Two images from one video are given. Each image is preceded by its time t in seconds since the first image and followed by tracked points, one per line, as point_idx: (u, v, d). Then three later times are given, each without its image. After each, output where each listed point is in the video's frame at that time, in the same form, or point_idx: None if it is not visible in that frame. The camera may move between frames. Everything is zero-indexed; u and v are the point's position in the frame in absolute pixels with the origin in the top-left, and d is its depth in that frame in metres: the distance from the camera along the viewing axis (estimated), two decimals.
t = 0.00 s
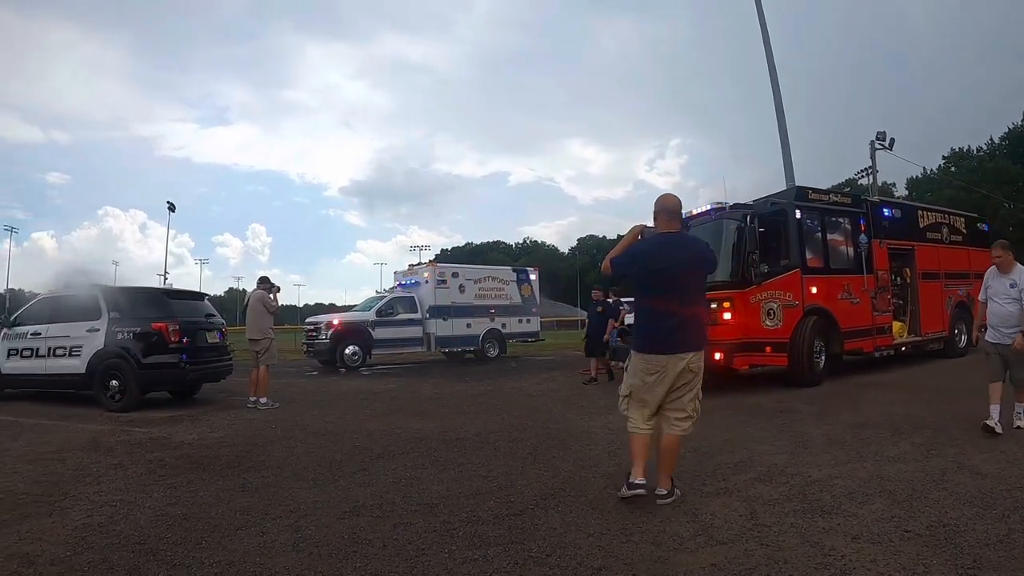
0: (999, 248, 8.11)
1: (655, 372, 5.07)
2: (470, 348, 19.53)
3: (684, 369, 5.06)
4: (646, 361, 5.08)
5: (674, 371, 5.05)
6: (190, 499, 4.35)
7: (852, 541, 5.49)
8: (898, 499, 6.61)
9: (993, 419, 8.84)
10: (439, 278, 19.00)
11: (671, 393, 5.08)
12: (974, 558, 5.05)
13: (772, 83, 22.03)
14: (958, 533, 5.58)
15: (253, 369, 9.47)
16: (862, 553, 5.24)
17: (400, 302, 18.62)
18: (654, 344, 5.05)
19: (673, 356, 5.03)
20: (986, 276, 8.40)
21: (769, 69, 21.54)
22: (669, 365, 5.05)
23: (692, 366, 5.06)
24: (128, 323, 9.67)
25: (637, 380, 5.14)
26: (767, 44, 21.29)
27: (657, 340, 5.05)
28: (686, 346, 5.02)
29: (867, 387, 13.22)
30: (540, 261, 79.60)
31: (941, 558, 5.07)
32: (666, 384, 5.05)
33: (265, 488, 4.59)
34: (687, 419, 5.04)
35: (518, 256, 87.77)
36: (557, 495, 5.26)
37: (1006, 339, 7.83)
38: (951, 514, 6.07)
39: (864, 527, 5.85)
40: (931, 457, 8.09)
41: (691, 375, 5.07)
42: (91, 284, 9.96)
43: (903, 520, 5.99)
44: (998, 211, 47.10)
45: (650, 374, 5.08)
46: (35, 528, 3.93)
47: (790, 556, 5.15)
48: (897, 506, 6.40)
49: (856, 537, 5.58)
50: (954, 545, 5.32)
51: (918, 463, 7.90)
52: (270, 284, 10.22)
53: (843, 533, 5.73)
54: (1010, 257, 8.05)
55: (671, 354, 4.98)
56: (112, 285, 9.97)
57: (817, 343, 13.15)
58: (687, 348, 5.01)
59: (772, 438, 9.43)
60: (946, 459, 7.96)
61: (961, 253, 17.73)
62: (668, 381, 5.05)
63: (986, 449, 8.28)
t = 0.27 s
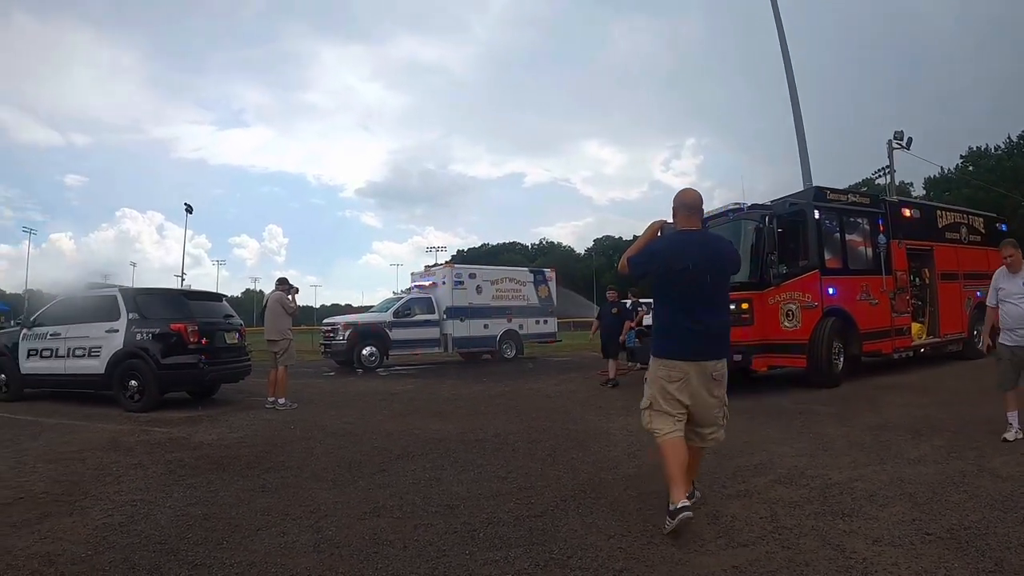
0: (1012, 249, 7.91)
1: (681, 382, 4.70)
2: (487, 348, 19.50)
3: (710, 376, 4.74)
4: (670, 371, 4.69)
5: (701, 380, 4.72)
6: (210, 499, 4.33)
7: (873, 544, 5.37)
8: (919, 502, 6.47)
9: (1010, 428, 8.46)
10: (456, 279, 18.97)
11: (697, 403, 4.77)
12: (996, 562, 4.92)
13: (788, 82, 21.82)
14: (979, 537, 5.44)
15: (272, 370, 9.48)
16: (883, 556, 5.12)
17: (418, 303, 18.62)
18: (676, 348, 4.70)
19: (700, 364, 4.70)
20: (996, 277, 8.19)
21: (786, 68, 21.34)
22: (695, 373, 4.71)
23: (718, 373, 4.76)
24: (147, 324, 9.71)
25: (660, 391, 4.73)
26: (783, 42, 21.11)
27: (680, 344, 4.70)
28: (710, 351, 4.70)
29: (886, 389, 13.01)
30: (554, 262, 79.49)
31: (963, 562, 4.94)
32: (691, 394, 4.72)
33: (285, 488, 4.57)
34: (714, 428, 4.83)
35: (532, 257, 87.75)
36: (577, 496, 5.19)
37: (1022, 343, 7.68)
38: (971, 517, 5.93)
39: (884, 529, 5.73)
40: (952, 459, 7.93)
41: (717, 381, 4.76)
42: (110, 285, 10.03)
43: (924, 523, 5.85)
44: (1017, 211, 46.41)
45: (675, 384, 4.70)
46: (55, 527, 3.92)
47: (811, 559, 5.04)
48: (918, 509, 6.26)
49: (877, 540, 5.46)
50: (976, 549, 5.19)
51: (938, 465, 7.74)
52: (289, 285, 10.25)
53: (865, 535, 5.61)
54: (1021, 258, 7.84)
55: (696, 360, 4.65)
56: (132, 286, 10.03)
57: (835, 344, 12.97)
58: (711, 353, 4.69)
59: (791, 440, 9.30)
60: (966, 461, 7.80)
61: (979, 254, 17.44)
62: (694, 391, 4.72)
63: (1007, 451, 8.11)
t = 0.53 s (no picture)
0: None
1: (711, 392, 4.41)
2: (505, 351, 19.43)
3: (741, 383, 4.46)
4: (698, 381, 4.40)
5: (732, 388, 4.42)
6: (230, 502, 4.29)
7: (897, 549, 5.23)
8: (943, 506, 6.31)
9: None
10: (474, 281, 18.93)
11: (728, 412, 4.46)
12: (1022, 568, 4.77)
13: (805, 82, 21.62)
14: (1005, 542, 5.29)
15: (291, 373, 9.48)
16: (908, 561, 4.98)
17: (435, 305, 18.60)
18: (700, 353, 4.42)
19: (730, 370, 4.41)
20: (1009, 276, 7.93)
21: (802, 68, 21.14)
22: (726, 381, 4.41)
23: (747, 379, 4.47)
24: (166, 326, 9.74)
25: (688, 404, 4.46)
26: (799, 42, 20.92)
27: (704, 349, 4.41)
28: (738, 356, 4.40)
29: (907, 392, 12.78)
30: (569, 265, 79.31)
31: (988, 567, 4.80)
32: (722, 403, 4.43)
33: (306, 492, 4.52)
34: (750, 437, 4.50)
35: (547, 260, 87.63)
36: (599, 500, 5.08)
37: None
38: (996, 522, 5.77)
39: (907, 534, 5.58)
40: (974, 462, 7.75)
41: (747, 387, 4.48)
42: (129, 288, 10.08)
43: (948, 528, 5.70)
44: None
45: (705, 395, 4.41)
46: (76, 530, 3.90)
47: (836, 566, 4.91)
48: (942, 513, 6.10)
49: (902, 545, 5.32)
50: (1001, 554, 5.04)
51: (960, 468, 7.57)
52: (308, 288, 10.25)
53: (889, 540, 5.47)
54: None
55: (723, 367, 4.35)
56: (151, 288, 10.07)
57: (855, 346, 12.77)
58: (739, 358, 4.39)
59: (812, 443, 9.14)
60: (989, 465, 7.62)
61: (998, 254, 17.14)
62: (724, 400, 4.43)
63: None
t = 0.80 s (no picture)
0: None
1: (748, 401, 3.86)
2: (522, 353, 19.31)
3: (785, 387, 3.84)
4: (733, 389, 3.86)
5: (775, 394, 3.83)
6: (247, 507, 4.20)
7: (930, 557, 5.04)
8: (974, 512, 6.09)
9: None
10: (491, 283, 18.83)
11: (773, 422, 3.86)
12: None
13: (823, 81, 21.35)
14: None
15: (309, 375, 9.40)
16: (942, 570, 4.78)
17: (452, 307, 18.53)
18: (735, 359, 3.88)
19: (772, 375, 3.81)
20: None
21: (820, 66, 20.88)
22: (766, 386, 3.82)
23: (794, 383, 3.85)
24: (183, 329, 9.72)
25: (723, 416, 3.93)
26: (816, 40, 20.66)
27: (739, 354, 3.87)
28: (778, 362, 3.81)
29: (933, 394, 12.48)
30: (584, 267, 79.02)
31: None
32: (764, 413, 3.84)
33: (324, 497, 4.42)
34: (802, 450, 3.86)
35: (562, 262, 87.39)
36: (623, 506, 4.93)
37: None
38: None
39: (943, 541, 5.38)
40: (1004, 467, 7.49)
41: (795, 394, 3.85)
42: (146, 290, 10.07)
43: (981, 535, 5.48)
44: None
45: (742, 404, 3.87)
46: (91, 535, 3.82)
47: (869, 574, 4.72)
48: (974, 520, 5.87)
49: (935, 553, 5.12)
50: None
51: (990, 473, 7.32)
52: (327, 290, 10.21)
53: (921, 548, 5.26)
54: None
55: (761, 374, 3.79)
56: (168, 291, 10.06)
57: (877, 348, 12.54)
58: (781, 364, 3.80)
59: (838, 448, 8.91)
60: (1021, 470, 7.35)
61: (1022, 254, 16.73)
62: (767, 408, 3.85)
63: None
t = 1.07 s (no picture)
0: None
1: (806, 409, 3.40)
2: (536, 356, 19.15)
3: (851, 396, 3.36)
4: (790, 396, 3.45)
5: (837, 403, 3.36)
6: (264, 515, 4.06)
7: (970, 561, 4.76)
8: (1011, 514, 5.78)
9: None
10: (504, 286, 18.68)
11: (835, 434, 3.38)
12: None
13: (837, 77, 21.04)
14: None
15: (325, 379, 9.28)
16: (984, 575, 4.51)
17: (465, 310, 18.40)
18: (799, 363, 3.43)
19: (836, 380, 3.35)
20: None
21: (834, 63, 20.59)
22: (826, 393, 3.37)
23: (864, 390, 3.36)
24: (196, 333, 9.62)
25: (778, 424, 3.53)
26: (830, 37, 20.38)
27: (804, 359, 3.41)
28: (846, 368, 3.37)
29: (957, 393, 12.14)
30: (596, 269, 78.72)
31: None
32: (823, 424, 3.38)
33: (343, 504, 4.27)
34: (865, 472, 3.26)
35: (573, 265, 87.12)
36: (650, 511, 4.73)
37: None
38: None
39: (984, 545, 5.06)
40: None
41: (865, 404, 3.35)
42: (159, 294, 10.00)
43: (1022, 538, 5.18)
44: None
45: (799, 413, 3.43)
46: (103, 545, 3.68)
47: None
48: (1012, 522, 5.56)
49: (974, 557, 4.84)
50: None
51: None
52: (342, 293, 10.09)
53: (959, 551, 4.98)
54: None
55: (827, 379, 3.35)
56: (180, 295, 9.98)
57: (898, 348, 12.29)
58: (851, 368, 3.36)
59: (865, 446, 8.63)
60: None
61: None
62: (828, 419, 3.38)
63: None
